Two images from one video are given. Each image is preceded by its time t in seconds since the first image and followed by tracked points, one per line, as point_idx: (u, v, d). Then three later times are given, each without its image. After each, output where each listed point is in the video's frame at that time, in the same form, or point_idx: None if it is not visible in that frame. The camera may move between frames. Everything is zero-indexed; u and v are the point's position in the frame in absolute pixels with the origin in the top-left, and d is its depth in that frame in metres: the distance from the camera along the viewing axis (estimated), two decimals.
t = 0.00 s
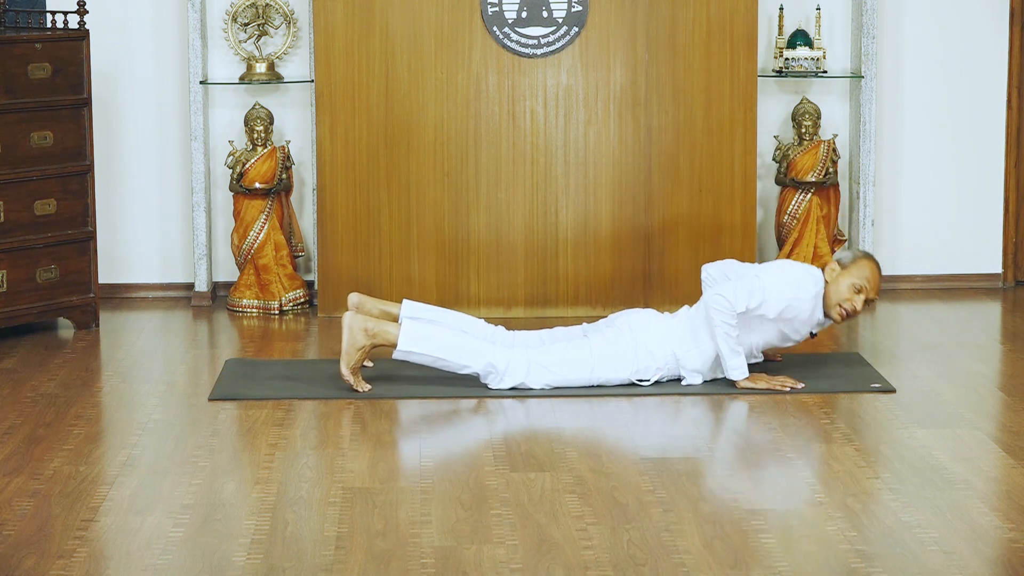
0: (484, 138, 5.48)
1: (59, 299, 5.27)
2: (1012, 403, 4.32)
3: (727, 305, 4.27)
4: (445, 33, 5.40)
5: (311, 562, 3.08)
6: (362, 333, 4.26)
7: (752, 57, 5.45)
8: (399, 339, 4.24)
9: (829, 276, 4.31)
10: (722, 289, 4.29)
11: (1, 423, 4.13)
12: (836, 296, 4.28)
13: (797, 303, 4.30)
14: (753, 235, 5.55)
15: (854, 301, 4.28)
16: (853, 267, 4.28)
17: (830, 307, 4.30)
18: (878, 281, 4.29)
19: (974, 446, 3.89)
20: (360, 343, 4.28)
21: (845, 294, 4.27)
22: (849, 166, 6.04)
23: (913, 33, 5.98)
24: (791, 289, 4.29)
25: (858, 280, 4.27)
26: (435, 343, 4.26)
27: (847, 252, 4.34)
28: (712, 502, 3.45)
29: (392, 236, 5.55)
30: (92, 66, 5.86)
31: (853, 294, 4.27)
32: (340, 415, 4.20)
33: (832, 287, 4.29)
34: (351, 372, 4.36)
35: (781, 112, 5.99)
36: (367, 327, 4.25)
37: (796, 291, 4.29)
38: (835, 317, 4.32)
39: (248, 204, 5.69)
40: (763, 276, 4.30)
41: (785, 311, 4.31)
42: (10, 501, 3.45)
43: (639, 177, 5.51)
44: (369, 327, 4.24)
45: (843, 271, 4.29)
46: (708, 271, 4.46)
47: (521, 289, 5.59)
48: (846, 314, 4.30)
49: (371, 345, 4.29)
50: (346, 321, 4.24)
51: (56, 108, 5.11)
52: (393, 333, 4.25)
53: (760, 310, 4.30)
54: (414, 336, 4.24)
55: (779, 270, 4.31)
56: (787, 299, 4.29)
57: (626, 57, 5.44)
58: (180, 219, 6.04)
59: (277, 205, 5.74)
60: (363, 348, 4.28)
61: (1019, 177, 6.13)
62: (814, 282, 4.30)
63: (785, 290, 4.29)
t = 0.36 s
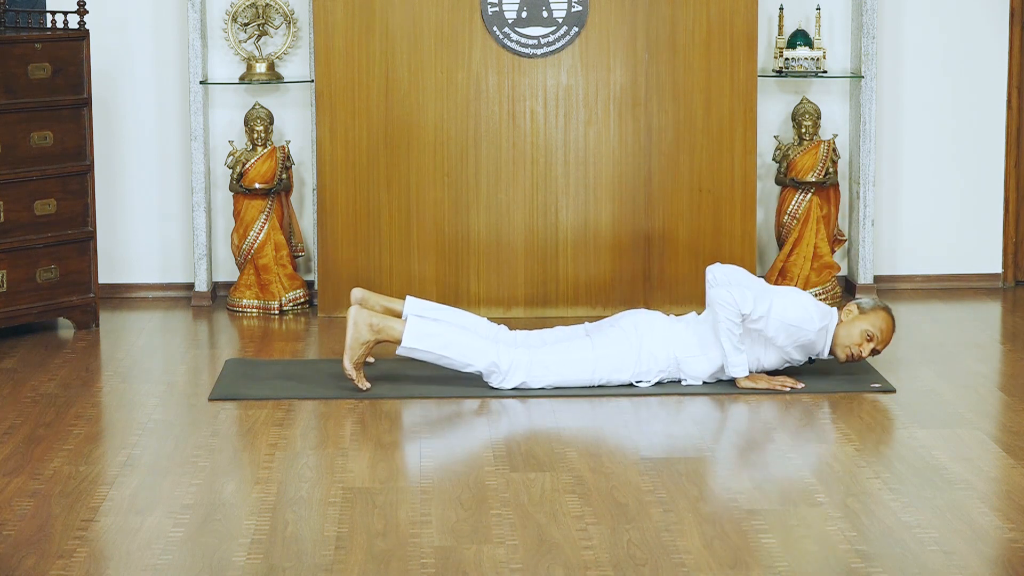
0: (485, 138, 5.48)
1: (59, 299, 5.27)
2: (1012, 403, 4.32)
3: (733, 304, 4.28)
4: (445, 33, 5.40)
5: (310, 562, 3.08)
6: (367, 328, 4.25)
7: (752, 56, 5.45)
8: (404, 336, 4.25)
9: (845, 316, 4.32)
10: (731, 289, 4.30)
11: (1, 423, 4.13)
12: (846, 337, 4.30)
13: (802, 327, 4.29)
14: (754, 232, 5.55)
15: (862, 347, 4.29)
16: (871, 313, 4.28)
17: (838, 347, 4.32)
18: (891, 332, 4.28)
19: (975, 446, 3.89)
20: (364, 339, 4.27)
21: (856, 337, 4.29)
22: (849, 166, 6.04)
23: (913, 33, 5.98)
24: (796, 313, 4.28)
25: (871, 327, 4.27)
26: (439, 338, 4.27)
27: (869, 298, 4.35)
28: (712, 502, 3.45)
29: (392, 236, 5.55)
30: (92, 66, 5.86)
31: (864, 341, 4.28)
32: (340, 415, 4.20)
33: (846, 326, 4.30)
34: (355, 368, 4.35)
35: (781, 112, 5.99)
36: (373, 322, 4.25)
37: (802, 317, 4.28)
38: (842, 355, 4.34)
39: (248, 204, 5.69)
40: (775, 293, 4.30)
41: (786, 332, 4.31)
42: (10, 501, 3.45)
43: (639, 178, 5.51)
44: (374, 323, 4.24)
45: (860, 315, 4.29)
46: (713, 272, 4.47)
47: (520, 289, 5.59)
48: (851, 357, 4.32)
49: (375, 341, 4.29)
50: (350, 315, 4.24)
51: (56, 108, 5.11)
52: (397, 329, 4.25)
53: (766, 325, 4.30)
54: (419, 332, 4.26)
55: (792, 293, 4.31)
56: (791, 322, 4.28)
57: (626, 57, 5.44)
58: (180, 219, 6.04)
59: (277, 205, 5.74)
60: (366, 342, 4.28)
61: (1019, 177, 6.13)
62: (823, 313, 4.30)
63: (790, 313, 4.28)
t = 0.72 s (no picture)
0: (485, 138, 5.48)
1: (59, 299, 5.27)
2: (1012, 403, 4.32)
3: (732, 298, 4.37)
4: (445, 33, 5.40)
5: (310, 562, 3.08)
6: (365, 331, 4.25)
7: (752, 56, 5.45)
8: (402, 338, 4.25)
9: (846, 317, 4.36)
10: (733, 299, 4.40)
11: (1, 423, 4.13)
12: (850, 334, 4.37)
13: (802, 319, 4.29)
14: (754, 231, 5.55)
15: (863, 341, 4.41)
16: (872, 313, 4.35)
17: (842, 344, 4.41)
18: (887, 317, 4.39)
19: (975, 446, 3.89)
20: (362, 342, 4.27)
21: (858, 335, 4.38)
22: (849, 166, 6.04)
23: (913, 33, 5.98)
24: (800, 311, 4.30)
25: (873, 323, 4.36)
26: (438, 339, 4.27)
27: (866, 290, 4.36)
28: (712, 502, 3.45)
29: (392, 235, 5.55)
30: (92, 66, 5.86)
31: (865, 337, 4.39)
32: (340, 415, 4.20)
33: (847, 327, 4.37)
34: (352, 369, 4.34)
35: (781, 112, 5.99)
36: (370, 325, 4.24)
37: (800, 311, 4.29)
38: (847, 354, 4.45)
39: (248, 204, 5.69)
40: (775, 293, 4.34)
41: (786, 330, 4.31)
42: (10, 501, 3.45)
43: (639, 177, 5.51)
44: (372, 326, 4.24)
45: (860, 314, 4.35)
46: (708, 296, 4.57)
47: (520, 289, 5.58)
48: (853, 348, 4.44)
49: (373, 344, 4.29)
50: (348, 318, 4.24)
51: (55, 108, 5.11)
52: (395, 332, 4.25)
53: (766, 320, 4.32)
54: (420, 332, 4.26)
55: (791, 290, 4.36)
56: (789, 318, 4.29)
57: (626, 57, 5.44)
58: (180, 219, 6.04)
59: (277, 205, 5.74)
60: (364, 346, 4.27)
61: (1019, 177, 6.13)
62: (821, 305, 4.32)
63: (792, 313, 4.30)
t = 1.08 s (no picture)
0: (485, 138, 5.48)
1: (59, 299, 5.27)
2: (1012, 403, 4.32)
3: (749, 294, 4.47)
4: (445, 33, 5.40)
5: (311, 562, 3.08)
6: (373, 310, 4.28)
7: (752, 56, 5.45)
8: (408, 322, 4.25)
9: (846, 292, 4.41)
10: (744, 296, 4.50)
11: (1, 423, 4.13)
12: (853, 306, 4.43)
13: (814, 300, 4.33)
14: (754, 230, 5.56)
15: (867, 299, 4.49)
16: (867, 276, 4.41)
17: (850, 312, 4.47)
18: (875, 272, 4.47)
19: (975, 446, 3.89)
20: (368, 321, 4.30)
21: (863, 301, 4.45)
22: (849, 165, 6.04)
23: (913, 33, 5.98)
24: (820, 291, 4.34)
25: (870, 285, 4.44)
26: (444, 325, 4.27)
27: (853, 260, 4.38)
28: (712, 502, 3.45)
29: (391, 235, 5.55)
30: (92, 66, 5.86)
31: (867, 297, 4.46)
32: (340, 415, 4.20)
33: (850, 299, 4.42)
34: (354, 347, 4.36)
35: (781, 113, 5.99)
36: (378, 303, 4.28)
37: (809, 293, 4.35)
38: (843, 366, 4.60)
39: (248, 204, 5.69)
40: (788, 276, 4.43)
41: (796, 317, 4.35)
42: (10, 501, 3.45)
43: (639, 177, 5.52)
44: (380, 306, 4.27)
45: (858, 284, 4.40)
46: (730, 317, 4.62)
47: (520, 289, 5.58)
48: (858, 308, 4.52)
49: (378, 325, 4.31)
50: (359, 295, 4.28)
51: (55, 108, 5.11)
52: (401, 315, 4.27)
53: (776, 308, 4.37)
54: (426, 316, 4.26)
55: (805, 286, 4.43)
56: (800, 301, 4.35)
57: (626, 57, 5.44)
58: (180, 219, 6.04)
59: (277, 205, 5.74)
60: (370, 325, 4.30)
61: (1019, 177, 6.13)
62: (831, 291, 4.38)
63: (811, 293, 4.34)
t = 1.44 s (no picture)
0: (485, 138, 5.48)
1: (59, 299, 5.27)
2: (1012, 402, 4.32)
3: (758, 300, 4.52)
4: (445, 34, 5.40)
5: (311, 562, 3.08)
6: (466, 230, 4.26)
7: (752, 56, 5.45)
8: (480, 268, 4.27)
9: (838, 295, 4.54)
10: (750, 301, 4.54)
11: (1, 423, 4.13)
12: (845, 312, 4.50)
13: (822, 311, 4.40)
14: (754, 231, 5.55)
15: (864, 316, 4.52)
16: (860, 284, 4.52)
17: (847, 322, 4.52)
18: (882, 294, 4.54)
19: (975, 446, 3.89)
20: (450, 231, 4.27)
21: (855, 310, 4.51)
22: (849, 166, 6.05)
23: (913, 33, 5.98)
24: (826, 297, 4.41)
25: (865, 296, 4.51)
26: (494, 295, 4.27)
27: (851, 269, 4.57)
28: (712, 502, 3.45)
29: (392, 234, 5.55)
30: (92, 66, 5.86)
31: (862, 309, 4.51)
32: (340, 415, 4.20)
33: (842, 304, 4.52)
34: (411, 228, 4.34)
35: (781, 112, 5.99)
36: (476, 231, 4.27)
37: (815, 304, 4.41)
38: (839, 368, 4.60)
39: (248, 204, 5.69)
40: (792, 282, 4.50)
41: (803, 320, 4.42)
42: (10, 501, 3.45)
43: (639, 178, 5.52)
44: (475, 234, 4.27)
45: (850, 289, 4.53)
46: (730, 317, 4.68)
47: (520, 289, 5.58)
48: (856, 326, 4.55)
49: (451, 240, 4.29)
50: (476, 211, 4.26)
51: (56, 108, 5.11)
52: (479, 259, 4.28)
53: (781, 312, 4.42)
54: (486, 275, 4.27)
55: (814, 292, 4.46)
56: (804, 312, 4.41)
57: (626, 58, 5.44)
58: (180, 219, 6.04)
59: (277, 205, 5.74)
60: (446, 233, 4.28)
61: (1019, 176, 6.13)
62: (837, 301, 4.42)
63: (818, 298, 4.41)
